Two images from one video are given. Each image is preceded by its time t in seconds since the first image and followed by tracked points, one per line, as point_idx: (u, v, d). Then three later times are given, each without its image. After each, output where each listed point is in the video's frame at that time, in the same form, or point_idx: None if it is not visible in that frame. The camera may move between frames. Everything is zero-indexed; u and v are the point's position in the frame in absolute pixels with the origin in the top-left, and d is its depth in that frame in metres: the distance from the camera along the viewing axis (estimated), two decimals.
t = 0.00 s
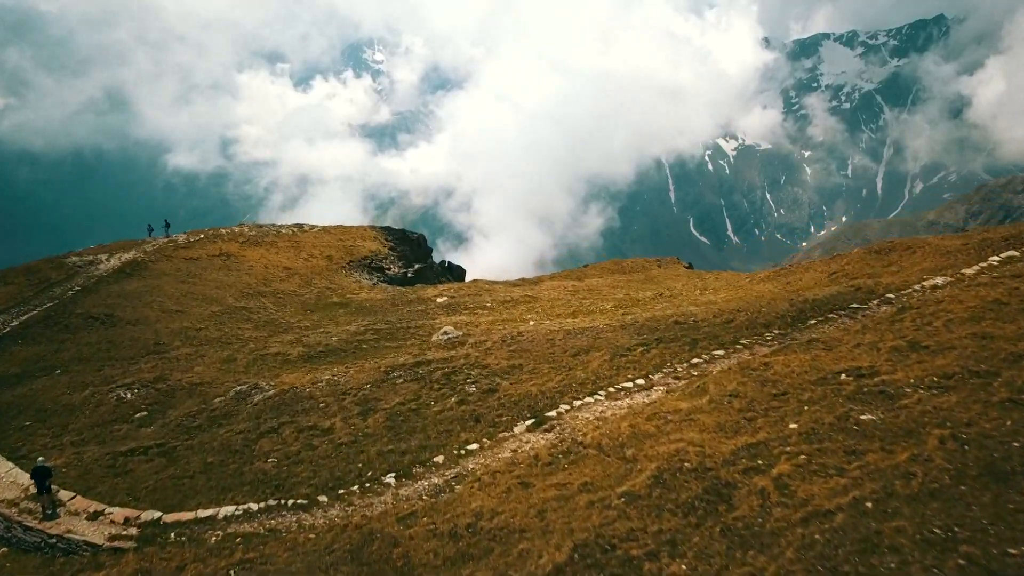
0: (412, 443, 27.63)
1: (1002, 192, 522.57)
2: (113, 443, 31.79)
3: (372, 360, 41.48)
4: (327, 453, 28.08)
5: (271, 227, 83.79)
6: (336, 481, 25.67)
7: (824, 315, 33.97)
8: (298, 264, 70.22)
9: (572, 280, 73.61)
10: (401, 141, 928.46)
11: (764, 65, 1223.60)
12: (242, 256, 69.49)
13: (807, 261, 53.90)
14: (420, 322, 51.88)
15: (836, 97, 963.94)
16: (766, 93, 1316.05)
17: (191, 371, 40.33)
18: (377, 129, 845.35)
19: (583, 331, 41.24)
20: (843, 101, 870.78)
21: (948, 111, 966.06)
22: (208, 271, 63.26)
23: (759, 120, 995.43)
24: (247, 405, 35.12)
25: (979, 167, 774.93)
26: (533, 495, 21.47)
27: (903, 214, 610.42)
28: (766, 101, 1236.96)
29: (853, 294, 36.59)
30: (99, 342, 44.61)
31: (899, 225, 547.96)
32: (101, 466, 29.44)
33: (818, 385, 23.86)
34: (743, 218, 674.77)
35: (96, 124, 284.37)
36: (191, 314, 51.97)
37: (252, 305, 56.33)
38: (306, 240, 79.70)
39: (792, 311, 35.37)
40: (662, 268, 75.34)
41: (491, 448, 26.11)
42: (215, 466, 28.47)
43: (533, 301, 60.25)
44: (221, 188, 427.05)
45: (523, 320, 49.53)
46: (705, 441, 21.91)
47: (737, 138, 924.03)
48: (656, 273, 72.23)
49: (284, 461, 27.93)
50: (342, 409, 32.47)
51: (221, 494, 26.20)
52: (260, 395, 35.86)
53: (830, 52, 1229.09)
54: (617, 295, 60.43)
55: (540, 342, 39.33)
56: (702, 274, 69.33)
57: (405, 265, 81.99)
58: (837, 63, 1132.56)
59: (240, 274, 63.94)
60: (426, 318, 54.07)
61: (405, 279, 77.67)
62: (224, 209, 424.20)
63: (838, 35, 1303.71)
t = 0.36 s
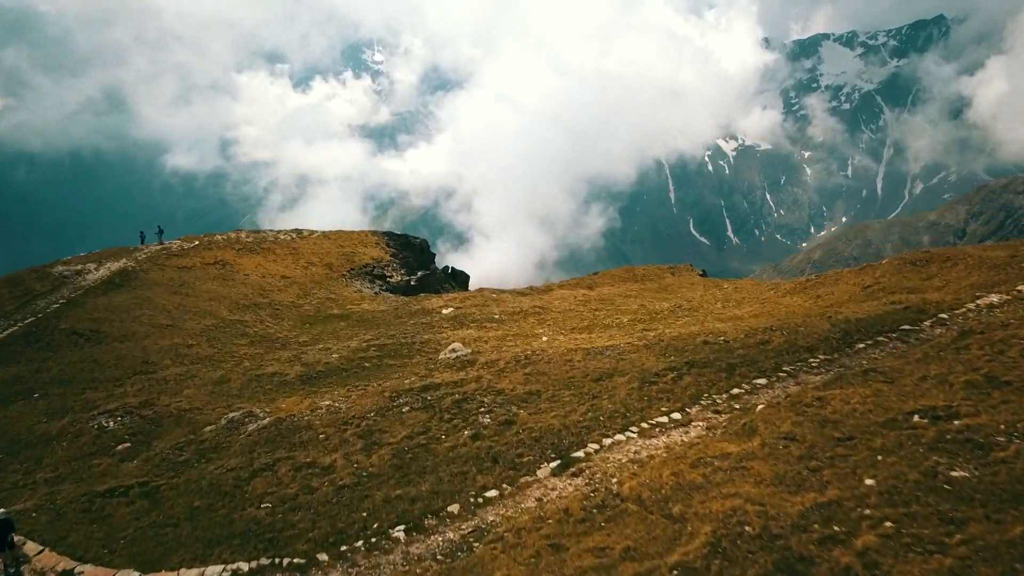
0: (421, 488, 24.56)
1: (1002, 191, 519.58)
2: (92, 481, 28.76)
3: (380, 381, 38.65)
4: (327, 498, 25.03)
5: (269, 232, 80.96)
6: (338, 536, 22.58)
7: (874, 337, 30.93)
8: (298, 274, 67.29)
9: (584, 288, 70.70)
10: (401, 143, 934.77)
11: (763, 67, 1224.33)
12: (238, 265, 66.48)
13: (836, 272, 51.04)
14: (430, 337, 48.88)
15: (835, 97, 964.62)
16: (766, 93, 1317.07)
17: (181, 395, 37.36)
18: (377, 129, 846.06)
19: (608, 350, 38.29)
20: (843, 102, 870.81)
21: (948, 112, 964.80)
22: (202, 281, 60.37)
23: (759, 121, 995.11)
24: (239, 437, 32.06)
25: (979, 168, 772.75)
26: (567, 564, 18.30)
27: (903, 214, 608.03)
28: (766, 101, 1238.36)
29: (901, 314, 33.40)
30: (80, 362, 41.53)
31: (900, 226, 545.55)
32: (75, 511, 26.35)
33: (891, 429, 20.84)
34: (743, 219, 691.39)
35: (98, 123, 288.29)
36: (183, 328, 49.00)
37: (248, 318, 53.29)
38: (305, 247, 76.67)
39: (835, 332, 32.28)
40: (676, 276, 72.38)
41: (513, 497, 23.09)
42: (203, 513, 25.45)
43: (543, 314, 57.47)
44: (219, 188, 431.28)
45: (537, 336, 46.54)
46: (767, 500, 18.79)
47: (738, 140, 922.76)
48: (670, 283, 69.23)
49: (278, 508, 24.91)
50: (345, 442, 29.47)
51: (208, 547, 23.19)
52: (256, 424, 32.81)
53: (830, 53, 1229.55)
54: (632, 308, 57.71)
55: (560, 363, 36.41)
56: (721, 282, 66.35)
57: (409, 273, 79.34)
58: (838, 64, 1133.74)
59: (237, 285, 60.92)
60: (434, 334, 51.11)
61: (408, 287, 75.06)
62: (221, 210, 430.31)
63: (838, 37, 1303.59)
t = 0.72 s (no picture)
0: (435, 546, 21.56)
1: (1003, 191, 513.98)
2: (64, 529, 25.74)
3: (388, 407, 35.66)
4: (327, 555, 22.04)
5: (267, 238, 78.50)
6: None
7: (935, 365, 27.75)
8: (297, 283, 64.69)
9: (597, 297, 68.01)
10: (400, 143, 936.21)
11: (764, 67, 1223.78)
12: (234, 274, 63.95)
13: (868, 282, 48.19)
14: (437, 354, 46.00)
15: (836, 98, 964.07)
16: (767, 94, 1318.20)
17: (168, 424, 34.24)
18: (377, 129, 847.77)
19: (634, 372, 35.32)
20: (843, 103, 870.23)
21: (950, 112, 960.91)
22: (195, 291, 57.69)
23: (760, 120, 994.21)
24: (229, 473, 29.08)
25: (981, 169, 768.75)
26: None
27: (904, 214, 604.32)
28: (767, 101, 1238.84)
29: (957, 336, 30.24)
30: (63, 382, 38.62)
31: (900, 227, 541.22)
32: (43, 566, 23.39)
33: (993, 489, 17.74)
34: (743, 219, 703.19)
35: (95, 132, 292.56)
36: (172, 345, 46.02)
37: (242, 333, 50.47)
38: (303, 254, 74.08)
39: (889, 359, 29.21)
40: (691, 285, 69.62)
41: (543, 560, 20.03)
42: (187, 570, 22.47)
43: (556, 326, 54.72)
44: (214, 188, 475.67)
45: (552, 355, 43.60)
46: None
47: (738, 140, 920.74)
48: (685, 292, 66.41)
49: (274, 566, 21.93)
50: (349, 484, 26.42)
51: None
52: (250, 460, 29.74)
53: (830, 53, 1227.89)
54: (650, 319, 54.98)
55: (582, 389, 33.41)
56: (741, 291, 63.57)
57: (412, 280, 76.84)
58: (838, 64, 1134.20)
59: (231, 296, 58.28)
60: (441, 350, 48.29)
61: (411, 295, 72.28)
62: (218, 208, 475.58)
63: (837, 37, 1301.99)
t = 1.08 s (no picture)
0: None
1: (1004, 190, 506.90)
2: None
3: (398, 439, 32.69)
4: None
5: (264, 244, 75.70)
6: None
7: (1012, 402, 24.56)
8: (296, 294, 61.98)
9: (610, 307, 65.08)
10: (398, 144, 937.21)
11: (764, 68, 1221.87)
12: (229, 284, 60.98)
13: (901, 296, 45.25)
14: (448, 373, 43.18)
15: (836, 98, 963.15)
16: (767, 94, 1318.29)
17: (153, 458, 31.25)
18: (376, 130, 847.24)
19: (665, 401, 32.55)
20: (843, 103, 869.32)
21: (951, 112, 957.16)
22: (187, 303, 54.98)
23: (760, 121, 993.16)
24: (217, 518, 26.14)
25: (983, 169, 763.91)
26: None
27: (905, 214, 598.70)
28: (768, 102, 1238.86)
29: None
30: (38, 410, 35.53)
31: (900, 227, 535.62)
32: None
33: None
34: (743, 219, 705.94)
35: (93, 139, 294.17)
36: (160, 363, 43.02)
37: (237, 350, 47.63)
38: (303, 262, 71.14)
39: (952, 391, 26.26)
40: (707, 294, 66.69)
41: None
42: None
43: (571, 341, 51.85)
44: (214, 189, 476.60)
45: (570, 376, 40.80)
46: None
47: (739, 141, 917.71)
48: (702, 303, 63.52)
49: None
50: (352, 536, 23.43)
51: None
52: (241, 503, 26.71)
53: (830, 53, 1225.43)
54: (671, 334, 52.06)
55: (609, 420, 30.43)
56: (764, 304, 60.72)
57: (416, 288, 74.14)
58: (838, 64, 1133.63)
59: (227, 308, 55.43)
60: (450, 367, 45.37)
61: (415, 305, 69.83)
62: (218, 208, 478.56)
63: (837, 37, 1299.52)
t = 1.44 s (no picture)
0: None
1: (1005, 190, 491.88)
2: None
3: (406, 474, 29.72)
4: None
5: (262, 252, 73.06)
6: None
7: None
8: (295, 304, 59.06)
9: (623, 317, 62.21)
10: (399, 144, 935.49)
11: (765, 68, 1220.14)
12: (224, 295, 58.07)
13: (943, 313, 42.21)
14: (458, 396, 40.22)
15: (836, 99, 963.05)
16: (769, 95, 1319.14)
17: (133, 499, 28.23)
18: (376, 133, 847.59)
19: (700, 433, 29.61)
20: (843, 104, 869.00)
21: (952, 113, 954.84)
22: (179, 316, 52.02)
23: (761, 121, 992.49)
24: None
25: (984, 169, 758.77)
26: None
27: (904, 215, 594.64)
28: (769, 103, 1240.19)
29: None
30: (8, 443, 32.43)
31: (900, 228, 530.95)
32: None
33: None
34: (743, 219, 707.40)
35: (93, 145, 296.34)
36: (148, 385, 39.96)
37: (230, 369, 44.59)
38: (301, 270, 68.38)
39: None
40: (726, 305, 64.02)
41: None
42: None
43: (587, 356, 48.95)
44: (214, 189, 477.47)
45: (590, 400, 37.80)
46: None
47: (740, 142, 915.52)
48: (721, 313, 61.14)
49: None
50: None
51: None
52: (230, 558, 23.66)
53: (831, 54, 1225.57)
54: (692, 350, 49.12)
55: (641, 456, 27.45)
56: (786, 316, 57.97)
57: (420, 296, 71.38)
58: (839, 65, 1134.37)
59: (221, 321, 52.41)
60: (460, 387, 42.35)
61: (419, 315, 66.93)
62: (218, 208, 480.67)
63: (838, 37, 1296.99)
